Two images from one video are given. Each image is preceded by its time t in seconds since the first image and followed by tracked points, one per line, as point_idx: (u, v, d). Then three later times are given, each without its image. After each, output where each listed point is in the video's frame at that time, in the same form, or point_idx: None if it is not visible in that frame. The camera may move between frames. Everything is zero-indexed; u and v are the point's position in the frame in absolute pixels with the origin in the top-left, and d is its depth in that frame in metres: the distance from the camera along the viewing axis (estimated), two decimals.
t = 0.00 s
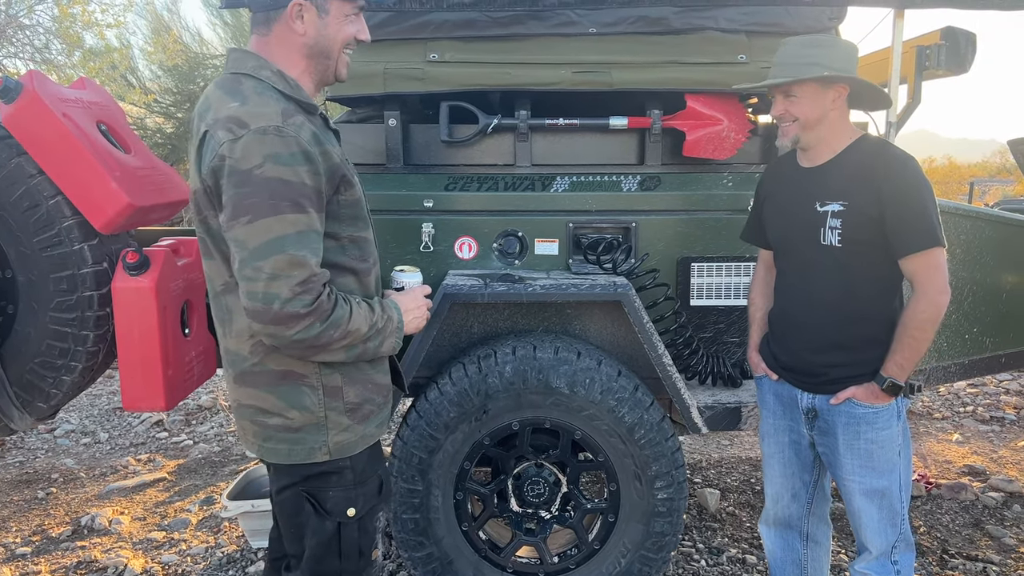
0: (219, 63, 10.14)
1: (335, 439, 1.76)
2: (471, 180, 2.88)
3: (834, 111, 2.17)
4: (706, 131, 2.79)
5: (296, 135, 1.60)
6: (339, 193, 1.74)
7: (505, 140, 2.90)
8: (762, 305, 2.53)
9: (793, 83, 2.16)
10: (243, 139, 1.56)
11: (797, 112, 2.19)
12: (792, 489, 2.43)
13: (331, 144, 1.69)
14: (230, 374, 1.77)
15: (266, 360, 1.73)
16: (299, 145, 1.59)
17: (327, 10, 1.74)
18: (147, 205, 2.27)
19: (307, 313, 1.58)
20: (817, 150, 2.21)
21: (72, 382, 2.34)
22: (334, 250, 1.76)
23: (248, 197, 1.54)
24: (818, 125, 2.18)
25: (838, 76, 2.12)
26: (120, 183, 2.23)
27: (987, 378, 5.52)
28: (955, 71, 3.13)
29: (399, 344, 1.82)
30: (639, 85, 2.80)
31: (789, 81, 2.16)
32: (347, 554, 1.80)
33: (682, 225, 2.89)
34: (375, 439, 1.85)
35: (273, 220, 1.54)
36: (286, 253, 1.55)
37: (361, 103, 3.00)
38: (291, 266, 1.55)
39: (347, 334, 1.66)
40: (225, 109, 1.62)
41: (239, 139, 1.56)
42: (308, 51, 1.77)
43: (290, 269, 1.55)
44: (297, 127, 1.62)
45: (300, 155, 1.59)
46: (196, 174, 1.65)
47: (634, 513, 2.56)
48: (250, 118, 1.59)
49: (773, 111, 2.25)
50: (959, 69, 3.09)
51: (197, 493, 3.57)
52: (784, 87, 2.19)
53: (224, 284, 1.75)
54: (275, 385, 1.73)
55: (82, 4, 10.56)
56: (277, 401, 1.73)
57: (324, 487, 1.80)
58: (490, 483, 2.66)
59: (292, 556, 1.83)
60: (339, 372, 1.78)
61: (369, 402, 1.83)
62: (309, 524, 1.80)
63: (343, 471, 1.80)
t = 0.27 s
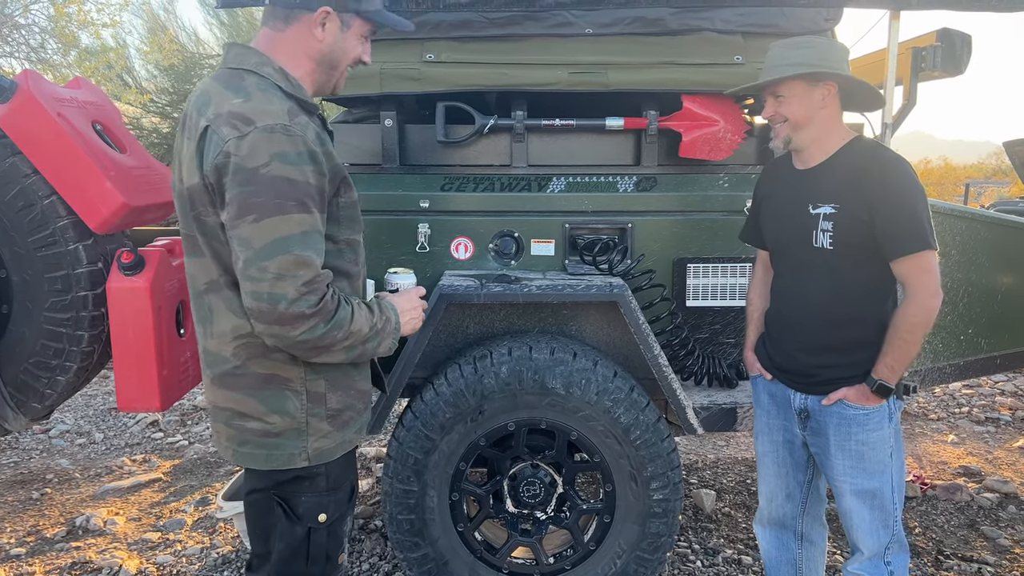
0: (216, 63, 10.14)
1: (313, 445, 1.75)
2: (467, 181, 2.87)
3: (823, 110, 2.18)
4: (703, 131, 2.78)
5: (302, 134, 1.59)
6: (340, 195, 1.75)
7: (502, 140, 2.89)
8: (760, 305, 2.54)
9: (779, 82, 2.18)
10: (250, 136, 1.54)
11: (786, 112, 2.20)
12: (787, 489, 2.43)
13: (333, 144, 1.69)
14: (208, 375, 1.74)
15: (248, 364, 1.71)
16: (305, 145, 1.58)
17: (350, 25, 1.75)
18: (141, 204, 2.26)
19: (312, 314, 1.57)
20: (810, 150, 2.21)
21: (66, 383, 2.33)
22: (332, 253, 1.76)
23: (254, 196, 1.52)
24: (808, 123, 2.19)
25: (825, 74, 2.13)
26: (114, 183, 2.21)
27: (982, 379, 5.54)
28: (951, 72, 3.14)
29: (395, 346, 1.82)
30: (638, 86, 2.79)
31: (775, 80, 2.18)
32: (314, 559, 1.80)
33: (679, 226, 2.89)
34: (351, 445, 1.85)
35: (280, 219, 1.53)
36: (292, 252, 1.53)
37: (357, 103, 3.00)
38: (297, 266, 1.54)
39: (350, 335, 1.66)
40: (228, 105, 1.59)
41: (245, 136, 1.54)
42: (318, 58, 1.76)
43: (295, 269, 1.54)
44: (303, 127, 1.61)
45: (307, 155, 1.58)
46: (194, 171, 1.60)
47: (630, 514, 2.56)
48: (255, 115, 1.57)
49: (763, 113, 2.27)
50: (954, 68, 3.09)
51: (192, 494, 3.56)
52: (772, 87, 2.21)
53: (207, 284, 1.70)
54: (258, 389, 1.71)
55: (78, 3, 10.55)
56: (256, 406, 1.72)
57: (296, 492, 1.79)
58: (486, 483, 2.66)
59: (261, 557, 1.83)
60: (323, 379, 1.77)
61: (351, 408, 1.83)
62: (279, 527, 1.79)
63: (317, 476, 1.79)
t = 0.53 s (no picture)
0: (215, 62, 10.13)
1: (267, 454, 1.74)
2: (465, 181, 2.86)
3: (818, 113, 2.17)
4: (700, 132, 2.79)
5: (331, 151, 1.58)
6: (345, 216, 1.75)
7: (499, 141, 2.91)
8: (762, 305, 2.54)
9: (775, 84, 2.19)
10: (281, 142, 1.52)
11: (782, 114, 2.21)
12: (784, 489, 2.43)
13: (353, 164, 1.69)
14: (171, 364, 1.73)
15: (218, 359, 1.69)
16: (332, 162, 1.57)
17: (395, 84, 1.78)
18: (138, 205, 2.25)
19: (305, 326, 1.56)
20: (807, 151, 2.22)
21: (63, 383, 2.32)
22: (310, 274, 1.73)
23: (274, 201, 1.49)
24: (805, 126, 2.19)
25: (818, 78, 2.13)
26: (111, 183, 2.21)
27: (980, 380, 5.55)
28: (949, 74, 3.14)
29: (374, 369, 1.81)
30: (637, 86, 2.77)
31: (770, 83, 2.19)
32: (281, 565, 1.81)
33: (676, 227, 2.88)
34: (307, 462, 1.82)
35: (296, 230, 1.51)
36: (299, 264, 1.52)
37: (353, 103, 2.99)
38: (300, 277, 1.52)
39: (336, 351, 1.64)
40: (261, 105, 1.56)
41: (277, 141, 1.52)
42: (353, 96, 1.76)
43: (298, 281, 1.53)
44: (332, 144, 1.60)
45: (331, 173, 1.57)
46: (213, 156, 1.56)
47: (627, 514, 2.56)
48: (290, 123, 1.55)
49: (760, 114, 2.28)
50: (953, 70, 3.10)
51: (189, 495, 3.55)
52: (768, 88, 2.22)
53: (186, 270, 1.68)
54: (223, 387, 1.70)
55: (77, 3, 10.54)
56: (218, 404, 1.70)
57: (258, 499, 1.79)
58: (483, 484, 2.65)
59: (226, 566, 1.83)
60: (288, 390, 1.76)
61: (310, 425, 1.81)
62: (242, 535, 1.79)
63: (279, 482, 1.79)
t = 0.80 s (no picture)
0: (215, 63, 10.14)
1: (284, 449, 1.75)
2: (465, 181, 2.86)
3: (819, 113, 2.17)
4: (700, 132, 2.78)
5: (328, 164, 1.57)
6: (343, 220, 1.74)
7: (499, 141, 2.91)
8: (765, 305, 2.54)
9: (778, 80, 2.20)
10: (277, 155, 1.51)
11: (784, 111, 2.22)
12: (784, 487, 2.43)
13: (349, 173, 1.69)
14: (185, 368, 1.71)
15: (232, 361, 1.69)
16: (329, 175, 1.57)
17: (384, 85, 1.75)
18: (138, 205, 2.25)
19: (304, 338, 1.56)
20: (807, 149, 2.22)
21: (63, 383, 2.33)
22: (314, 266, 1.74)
23: (271, 216, 1.49)
24: (806, 125, 2.20)
25: (821, 77, 2.13)
26: (110, 183, 2.21)
27: (980, 379, 5.55)
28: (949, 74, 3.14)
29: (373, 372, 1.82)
30: (636, 86, 2.77)
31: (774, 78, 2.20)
32: (292, 559, 1.81)
33: (675, 227, 2.88)
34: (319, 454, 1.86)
35: (293, 244, 1.51)
36: (296, 278, 1.51)
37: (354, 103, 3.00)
38: (298, 291, 1.53)
39: (336, 359, 1.65)
40: (257, 117, 1.56)
41: (273, 155, 1.51)
42: (343, 96, 1.75)
43: (296, 294, 1.53)
44: (329, 156, 1.60)
45: (329, 185, 1.57)
46: (207, 170, 1.56)
47: (627, 514, 2.56)
48: (285, 135, 1.54)
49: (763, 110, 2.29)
50: (953, 70, 3.10)
51: (189, 494, 3.56)
52: (772, 84, 2.23)
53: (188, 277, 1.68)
54: (239, 387, 1.70)
55: (77, 3, 10.55)
56: (235, 404, 1.70)
57: (271, 492, 1.79)
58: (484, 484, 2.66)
59: (235, 560, 1.81)
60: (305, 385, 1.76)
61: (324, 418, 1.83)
62: (255, 529, 1.78)
63: (291, 476, 1.80)
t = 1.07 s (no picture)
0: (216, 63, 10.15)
1: (299, 454, 1.76)
2: (467, 181, 2.86)
3: (831, 116, 2.18)
4: (702, 132, 2.80)
5: (316, 160, 1.58)
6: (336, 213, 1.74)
7: (501, 141, 2.91)
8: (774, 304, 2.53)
9: (789, 88, 2.20)
10: (265, 156, 1.52)
11: (795, 117, 2.22)
12: (790, 485, 2.44)
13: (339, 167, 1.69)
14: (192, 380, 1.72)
15: (239, 370, 1.69)
16: (318, 171, 1.57)
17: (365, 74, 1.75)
18: (141, 205, 2.25)
19: (313, 337, 1.57)
20: (822, 152, 2.22)
21: (67, 383, 2.33)
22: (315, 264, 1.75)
23: (266, 218, 1.49)
24: (818, 130, 2.20)
25: (831, 82, 2.13)
26: (114, 183, 2.20)
27: (982, 379, 5.54)
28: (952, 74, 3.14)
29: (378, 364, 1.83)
30: (636, 86, 2.80)
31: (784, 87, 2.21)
32: (303, 561, 1.82)
33: (678, 227, 2.89)
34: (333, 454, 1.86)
35: (289, 242, 1.51)
36: (300, 278, 1.52)
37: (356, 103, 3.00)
38: (302, 290, 1.53)
39: (345, 356, 1.66)
40: (240, 120, 1.56)
41: (261, 156, 1.52)
42: (329, 91, 1.75)
43: (300, 294, 1.53)
44: (316, 152, 1.60)
45: (319, 180, 1.57)
46: (196, 178, 1.56)
47: (630, 514, 2.56)
48: (271, 135, 1.55)
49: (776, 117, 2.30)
50: (955, 70, 3.10)
51: (192, 493, 3.56)
52: (783, 92, 2.24)
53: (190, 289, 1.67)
54: (248, 395, 1.70)
55: (78, 3, 10.56)
56: (246, 412, 1.71)
57: (283, 494, 1.79)
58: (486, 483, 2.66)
59: (245, 560, 1.81)
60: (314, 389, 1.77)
61: (336, 419, 1.84)
62: (267, 530, 1.78)
63: (303, 478, 1.80)
